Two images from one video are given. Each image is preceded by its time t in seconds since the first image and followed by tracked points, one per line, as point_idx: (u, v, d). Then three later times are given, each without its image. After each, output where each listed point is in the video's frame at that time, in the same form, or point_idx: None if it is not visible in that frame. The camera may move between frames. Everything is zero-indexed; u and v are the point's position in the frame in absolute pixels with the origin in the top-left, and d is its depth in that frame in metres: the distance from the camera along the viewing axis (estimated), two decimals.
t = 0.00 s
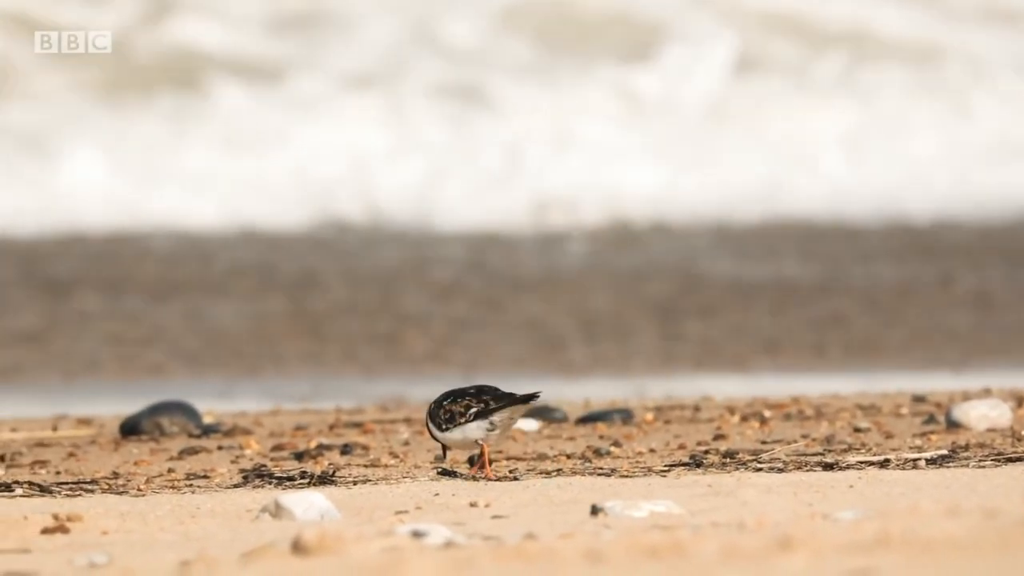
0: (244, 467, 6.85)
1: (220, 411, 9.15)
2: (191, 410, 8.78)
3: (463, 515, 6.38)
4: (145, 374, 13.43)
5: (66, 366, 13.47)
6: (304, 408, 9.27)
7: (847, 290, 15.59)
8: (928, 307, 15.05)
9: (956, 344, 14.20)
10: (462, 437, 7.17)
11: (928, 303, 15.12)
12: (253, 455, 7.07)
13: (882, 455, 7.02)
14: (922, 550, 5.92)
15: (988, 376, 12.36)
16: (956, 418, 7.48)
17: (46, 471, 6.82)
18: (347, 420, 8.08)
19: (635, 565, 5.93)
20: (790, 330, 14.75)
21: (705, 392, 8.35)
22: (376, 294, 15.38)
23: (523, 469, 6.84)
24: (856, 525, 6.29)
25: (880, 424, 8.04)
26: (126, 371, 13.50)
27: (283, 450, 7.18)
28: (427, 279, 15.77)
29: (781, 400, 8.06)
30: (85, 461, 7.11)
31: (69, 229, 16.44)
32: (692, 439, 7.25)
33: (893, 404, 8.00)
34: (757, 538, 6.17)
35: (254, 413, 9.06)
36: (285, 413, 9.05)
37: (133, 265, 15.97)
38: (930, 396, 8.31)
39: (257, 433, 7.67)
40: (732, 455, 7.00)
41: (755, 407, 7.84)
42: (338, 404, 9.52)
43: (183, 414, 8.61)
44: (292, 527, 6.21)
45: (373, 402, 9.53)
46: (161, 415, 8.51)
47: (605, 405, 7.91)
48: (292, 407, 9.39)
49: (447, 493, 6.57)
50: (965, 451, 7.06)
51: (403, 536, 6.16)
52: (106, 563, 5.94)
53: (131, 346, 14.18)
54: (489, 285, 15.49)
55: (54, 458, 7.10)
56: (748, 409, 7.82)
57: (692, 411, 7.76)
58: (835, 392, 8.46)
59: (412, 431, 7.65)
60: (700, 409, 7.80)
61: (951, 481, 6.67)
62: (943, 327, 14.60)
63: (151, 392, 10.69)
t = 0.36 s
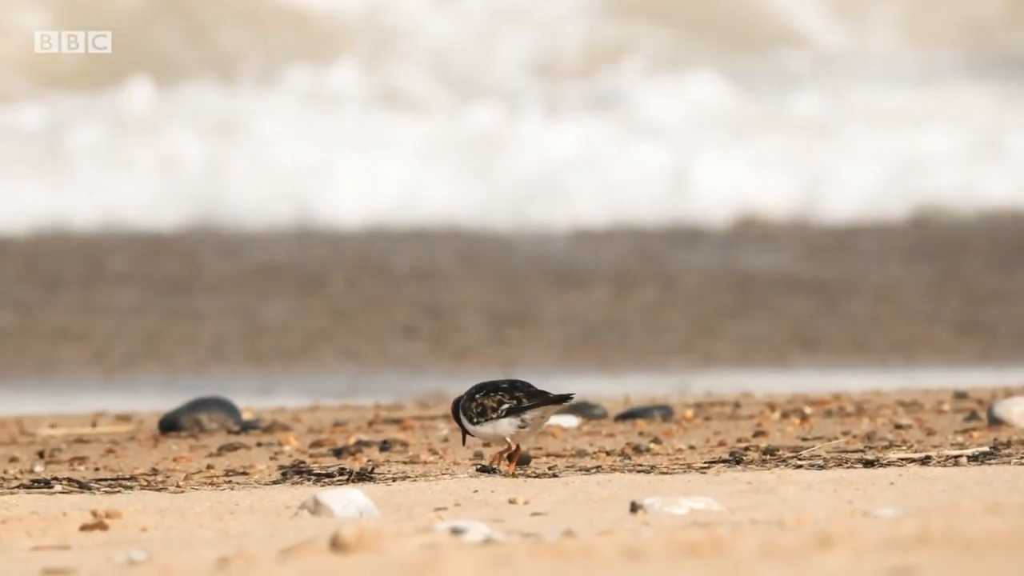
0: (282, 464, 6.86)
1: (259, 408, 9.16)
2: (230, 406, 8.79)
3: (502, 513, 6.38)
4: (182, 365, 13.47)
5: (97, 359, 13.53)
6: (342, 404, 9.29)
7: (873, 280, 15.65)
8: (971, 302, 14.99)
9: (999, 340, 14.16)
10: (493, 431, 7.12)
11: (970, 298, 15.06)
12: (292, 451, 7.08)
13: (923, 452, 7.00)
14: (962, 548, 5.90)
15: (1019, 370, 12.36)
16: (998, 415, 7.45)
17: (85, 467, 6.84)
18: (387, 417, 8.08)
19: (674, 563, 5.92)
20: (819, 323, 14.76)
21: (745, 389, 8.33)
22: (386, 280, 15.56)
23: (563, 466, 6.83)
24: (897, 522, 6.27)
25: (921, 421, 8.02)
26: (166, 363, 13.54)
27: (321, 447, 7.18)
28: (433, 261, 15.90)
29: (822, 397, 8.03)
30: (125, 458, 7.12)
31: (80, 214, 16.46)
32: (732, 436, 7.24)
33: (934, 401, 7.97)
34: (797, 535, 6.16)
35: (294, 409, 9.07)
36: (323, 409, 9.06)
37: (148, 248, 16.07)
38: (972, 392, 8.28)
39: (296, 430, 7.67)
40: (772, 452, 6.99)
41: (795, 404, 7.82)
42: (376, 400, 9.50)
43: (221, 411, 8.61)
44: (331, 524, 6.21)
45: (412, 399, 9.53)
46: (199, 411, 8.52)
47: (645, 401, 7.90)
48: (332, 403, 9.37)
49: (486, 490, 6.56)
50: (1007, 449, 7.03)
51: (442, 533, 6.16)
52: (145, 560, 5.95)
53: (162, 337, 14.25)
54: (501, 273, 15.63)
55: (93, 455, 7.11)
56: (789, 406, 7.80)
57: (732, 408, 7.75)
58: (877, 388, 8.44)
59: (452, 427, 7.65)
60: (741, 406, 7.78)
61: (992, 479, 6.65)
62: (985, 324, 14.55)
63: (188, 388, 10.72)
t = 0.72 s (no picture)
0: (316, 461, 6.85)
1: (291, 403, 9.20)
2: (264, 402, 8.81)
3: (536, 510, 6.35)
4: (208, 356, 13.57)
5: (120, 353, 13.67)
6: (376, 400, 9.32)
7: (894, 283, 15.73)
8: (1004, 305, 15.00)
9: None
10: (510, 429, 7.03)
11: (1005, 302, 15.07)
12: (326, 448, 7.07)
13: (960, 450, 6.96)
14: (997, 546, 5.85)
15: None
16: None
17: (118, 464, 6.83)
18: (421, 414, 8.08)
19: (709, 561, 5.89)
20: (848, 317, 14.76)
21: (781, 385, 8.32)
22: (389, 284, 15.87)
23: (598, 463, 6.81)
24: (933, 519, 6.23)
25: (959, 417, 7.98)
26: (195, 355, 13.62)
27: (356, 444, 7.17)
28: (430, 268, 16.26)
29: (859, 393, 8.01)
30: (159, 455, 7.12)
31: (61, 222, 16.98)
32: (768, 432, 7.21)
33: (972, 397, 7.94)
34: (833, 533, 6.12)
35: (326, 405, 9.10)
36: (358, 405, 9.08)
37: (149, 260, 16.45)
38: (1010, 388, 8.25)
39: (331, 427, 7.67)
40: (808, 450, 6.96)
41: (833, 400, 7.80)
42: (411, 396, 9.55)
43: (256, 406, 8.63)
44: (364, 521, 6.19)
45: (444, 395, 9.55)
46: (234, 408, 8.53)
47: (680, 398, 7.88)
48: (366, 399, 9.41)
49: (520, 487, 6.54)
50: None
51: (475, 531, 6.13)
52: (176, 556, 5.94)
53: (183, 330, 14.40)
54: (507, 274, 15.88)
55: (128, 452, 7.12)
56: (826, 402, 7.78)
57: (768, 404, 7.73)
58: (914, 384, 8.41)
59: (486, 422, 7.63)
60: (777, 402, 7.76)
61: None
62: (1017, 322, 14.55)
63: (216, 384, 10.78)
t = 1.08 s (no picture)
0: (346, 458, 6.83)
1: (321, 399, 9.24)
2: (294, 399, 8.80)
3: (567, 506, 6.33)
4: (231, 348, 13.70)
5: (141, 345, 13.84)
6: (407, 396, 9.37)
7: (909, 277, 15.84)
8: None
9: None
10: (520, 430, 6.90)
11: None
12: (355, 445, 7.05)
13: (992, 446, 6.92)
14: None
15: None
16: None
17: (147, 460, 6.84)
18: (451, 410, 8.06)
19: (740, 558, 5.87)
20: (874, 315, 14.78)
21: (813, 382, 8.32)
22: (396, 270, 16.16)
23: (628, 460, 6.78)
24: (965, 516, 6.20)
25: (991, 414, 7.95)
26: (220, 348, 13.71)
27: (385, 441, 7.16)
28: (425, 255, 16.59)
29: (891, 390, 7.99)
30: (189, 451, 7.12)
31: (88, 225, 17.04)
32: (799, 430, 7.18)
33: (1005, 394, 7.90)
34: (864, 529, 6.09)
35: (357, 400, 9.14)
36: (387, 402, 9.11)
37: (176, 259, 16.48)
38: None
39: (361, 424, 7.65)
40: (839, 446, 6.93)
41: (864, 397, 7.77)
42: (439, 391, 9.54)
43: (285, 403, 8.62)
44: (393, 518, 6.18)
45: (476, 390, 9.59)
46: (263, 404, 8.52)
47: (711, 394, 7.86)
48: (396, 395, 9.40)
49: (550, 484, 6.52)
50: None
51: (505, 528, 6.11)
52: (204, 554, 5.94)
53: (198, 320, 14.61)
54: (527, 273, 15.96)
55: (157, 448, 7.11)
56: (857, 398, 7.75)
57: (799, 401, 7.70)
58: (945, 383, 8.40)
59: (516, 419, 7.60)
60: (808, 399, 7.74)
61: None
62: None
63: (243, 380, 10.86)
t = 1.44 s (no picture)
0: (374, 454, 6.83)
1: (347, 395, 9.22)
2: (322, 395, 8.79)
3: (595, 503, 6.33)
4: (255, 344, 13.69)
5: (162, 342, 13.83)
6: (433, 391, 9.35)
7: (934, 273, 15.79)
8: None
9: None
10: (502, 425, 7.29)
11: None
12: (383, 441, 7.06)
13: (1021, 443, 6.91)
14: None
15: None
16: None
17: (175, 457, 6.84)
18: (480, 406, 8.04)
19: (768, 555, 5.87)
20: (901, 312, 14.75)
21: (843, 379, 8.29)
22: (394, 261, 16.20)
23: (656, 457, 6.77)
24: (994, 513, 6.20)
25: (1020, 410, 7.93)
26: (246, 345, 13.67)
27: (413, 437, 7.15)
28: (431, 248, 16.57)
29: (920, 386, 7.97)
30: (217, 447, 7.12)
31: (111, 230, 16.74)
32: (827, 426, 7.17)
33: None
34: (893, 527, 6.09)
35: (383, 397, 9.13)
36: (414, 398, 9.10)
37: (200, 262, 16.21)
38: None
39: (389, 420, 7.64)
40: (868, 443, 6.92)
41: (893, 393, 7.76)
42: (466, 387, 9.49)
43: (313, 399, 8.61)
44: (421, 514, 6.18)
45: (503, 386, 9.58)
46: (291, 400, 8.51)
47: (739, 391, 7.84)
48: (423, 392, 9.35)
49: (578, 480, 6.51)
50: None
51: (534, 524, 6.11)
52: (232, 550, 5.96)
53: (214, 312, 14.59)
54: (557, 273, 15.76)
55: (185, 445, 7.11)
56: (886, 395, 7.73)
57: (828, 398, 7.69)
58: (975, 379, 8.38)
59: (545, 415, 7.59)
60: (837, 395, 7.72)
61: None
62: None
63: (267, 377, 10.85)
